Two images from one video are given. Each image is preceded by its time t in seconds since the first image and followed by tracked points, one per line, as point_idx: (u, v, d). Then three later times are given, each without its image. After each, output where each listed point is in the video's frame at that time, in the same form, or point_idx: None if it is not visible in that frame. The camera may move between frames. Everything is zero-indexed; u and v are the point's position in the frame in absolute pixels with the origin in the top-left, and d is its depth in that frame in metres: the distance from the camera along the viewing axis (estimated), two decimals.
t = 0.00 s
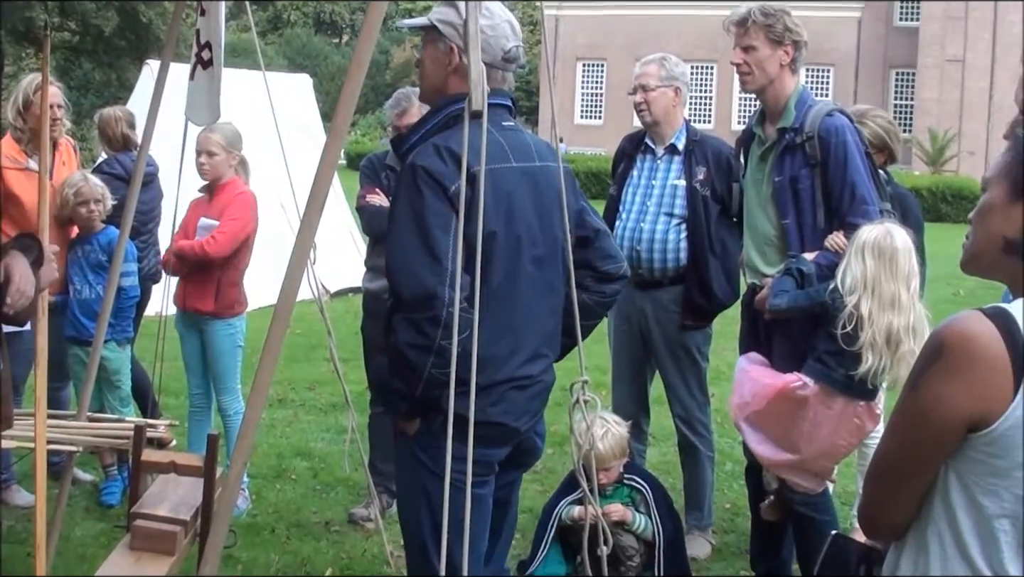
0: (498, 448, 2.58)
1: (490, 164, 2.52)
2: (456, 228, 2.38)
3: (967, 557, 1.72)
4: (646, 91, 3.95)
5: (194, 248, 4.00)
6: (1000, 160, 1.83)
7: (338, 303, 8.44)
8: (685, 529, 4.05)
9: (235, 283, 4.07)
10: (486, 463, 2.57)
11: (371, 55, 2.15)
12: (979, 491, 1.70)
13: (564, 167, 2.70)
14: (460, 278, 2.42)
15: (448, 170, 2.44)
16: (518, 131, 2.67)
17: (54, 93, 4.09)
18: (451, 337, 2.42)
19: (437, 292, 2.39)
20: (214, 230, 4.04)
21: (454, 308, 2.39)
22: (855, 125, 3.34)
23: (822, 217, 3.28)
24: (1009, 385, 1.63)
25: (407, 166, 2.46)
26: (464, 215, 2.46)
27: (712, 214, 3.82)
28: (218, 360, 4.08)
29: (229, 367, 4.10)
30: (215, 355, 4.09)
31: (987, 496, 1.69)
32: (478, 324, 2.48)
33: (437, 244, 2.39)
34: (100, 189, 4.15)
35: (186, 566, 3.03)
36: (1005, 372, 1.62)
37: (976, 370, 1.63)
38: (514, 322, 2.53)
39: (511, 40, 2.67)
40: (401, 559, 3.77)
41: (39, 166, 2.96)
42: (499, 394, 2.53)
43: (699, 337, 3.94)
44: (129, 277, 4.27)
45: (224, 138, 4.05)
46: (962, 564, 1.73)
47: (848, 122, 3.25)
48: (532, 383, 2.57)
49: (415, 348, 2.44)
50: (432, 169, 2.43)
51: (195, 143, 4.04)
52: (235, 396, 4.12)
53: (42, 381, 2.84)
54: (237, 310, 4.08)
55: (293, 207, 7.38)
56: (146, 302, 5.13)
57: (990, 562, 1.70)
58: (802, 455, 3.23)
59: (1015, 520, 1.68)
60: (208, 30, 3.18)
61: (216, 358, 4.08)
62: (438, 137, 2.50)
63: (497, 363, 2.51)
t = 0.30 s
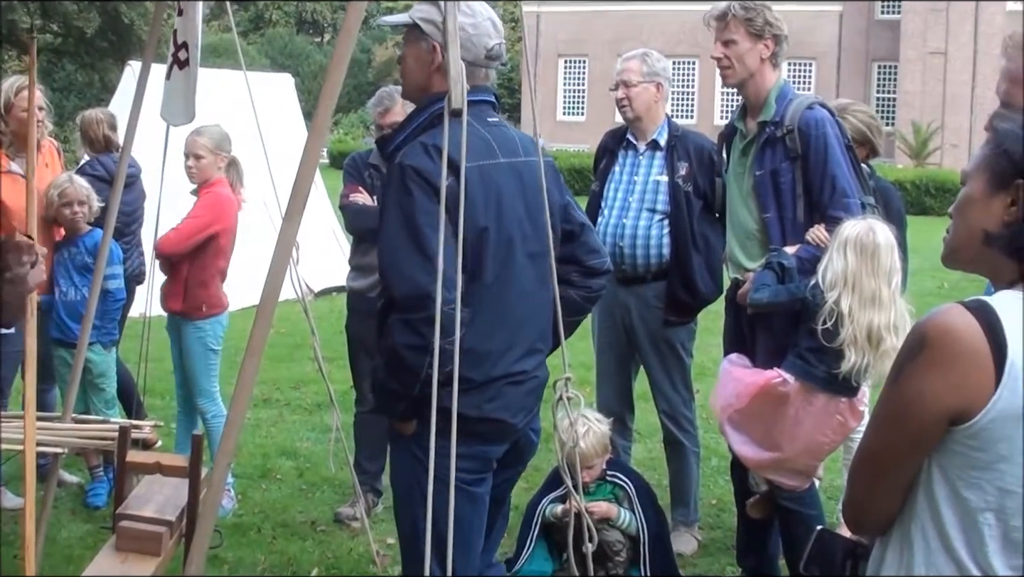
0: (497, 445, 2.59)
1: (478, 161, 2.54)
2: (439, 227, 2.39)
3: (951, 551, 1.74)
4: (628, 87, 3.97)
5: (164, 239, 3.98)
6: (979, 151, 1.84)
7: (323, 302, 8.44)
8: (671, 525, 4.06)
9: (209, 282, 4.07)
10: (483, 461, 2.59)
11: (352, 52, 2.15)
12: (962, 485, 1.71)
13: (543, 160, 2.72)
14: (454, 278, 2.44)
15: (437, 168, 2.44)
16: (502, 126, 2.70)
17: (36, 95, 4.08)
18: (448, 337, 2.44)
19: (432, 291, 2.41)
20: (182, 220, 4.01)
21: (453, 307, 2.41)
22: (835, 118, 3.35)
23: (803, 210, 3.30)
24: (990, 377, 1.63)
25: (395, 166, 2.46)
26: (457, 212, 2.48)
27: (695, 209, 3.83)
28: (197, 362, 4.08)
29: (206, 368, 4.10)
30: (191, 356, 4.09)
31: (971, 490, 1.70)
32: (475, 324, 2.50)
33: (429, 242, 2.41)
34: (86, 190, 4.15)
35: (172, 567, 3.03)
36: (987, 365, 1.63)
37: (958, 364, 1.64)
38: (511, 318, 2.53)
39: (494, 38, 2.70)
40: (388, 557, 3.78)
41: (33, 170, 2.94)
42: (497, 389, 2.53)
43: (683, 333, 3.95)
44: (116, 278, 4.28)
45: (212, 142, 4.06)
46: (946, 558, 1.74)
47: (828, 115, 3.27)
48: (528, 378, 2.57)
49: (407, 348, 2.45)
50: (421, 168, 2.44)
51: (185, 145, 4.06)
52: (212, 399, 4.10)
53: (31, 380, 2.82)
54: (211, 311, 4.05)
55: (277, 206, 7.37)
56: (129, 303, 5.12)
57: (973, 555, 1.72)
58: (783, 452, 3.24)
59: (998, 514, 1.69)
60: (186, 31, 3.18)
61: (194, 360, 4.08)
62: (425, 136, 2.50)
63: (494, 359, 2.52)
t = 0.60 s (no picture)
0: (497, 455, 2.61)
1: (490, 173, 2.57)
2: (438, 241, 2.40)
3: (948, 562, 1.74)
4: (620, 99, 3.98)
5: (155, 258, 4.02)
6: (973, 161, 1.84)
7: (319, 318, 8.43)
8: (670, 538, 4.07)
9: (202, 298, 4.06)
10: (486, 472, 2.62)
11: (344, 66, 2.17)
12: (960, 497, 1.72)
13: (536, 175, 2.69)
14: (468, 286, 2.49)
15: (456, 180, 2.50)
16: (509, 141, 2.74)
17: (29, 111, 4.07)
18: (462, 344, 2.48)
19: (447, 300, 2.42)
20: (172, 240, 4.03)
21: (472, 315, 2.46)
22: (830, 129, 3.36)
23: (796, 221, 3.30)
24: (988, 388, 1.64)
25: (411, 177, 2.49)
26: (472, 223, 2.53)
27: (689, 221, 3.83)
28: (192, 379, 4.09)
29: (203, 385, 4.10)
30: (186, 374, 4.09)
31: (969, 502, 1.71)
32: (485, 332, 2.56)
33: (444, 252, 2.43)
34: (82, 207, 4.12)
35: None
36: (984, 375, 1.63)
37: (957, 375, 1.64)
38: (516, 328, 2.60)
39: (508, 60, 2.69)
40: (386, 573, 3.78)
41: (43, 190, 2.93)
42: (500, 400, 2.57)
43: (679, 345, 3.96)
44: (113, 296, 4.25)
45: (211, 157, 4.05)
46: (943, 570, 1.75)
47: (822, 127, 3.27)
48: (529, 389, 2.62)
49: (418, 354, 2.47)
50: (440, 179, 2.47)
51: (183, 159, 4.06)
52: (208, 416, 4.11)
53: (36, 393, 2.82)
54: (203, 327, 4.06)
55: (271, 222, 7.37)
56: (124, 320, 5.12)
57: (971, 566, 1.73)
58: (779, 465, 3.26)
59: (997, 526, 1.70)
60: (176, 47, 3.20)
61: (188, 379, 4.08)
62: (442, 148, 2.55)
63: (499, 369, 2.57)
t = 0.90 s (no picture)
0: (505, 460, 2.62)
1: (505, 182, 2.58)
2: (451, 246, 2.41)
3: (960, 569, 1.75)
4: (626, 108, 4.00)
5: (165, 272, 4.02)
6: (979, 167, 1.84)
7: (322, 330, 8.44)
8: (675, 546, 4.06)
9: (209, 310, 4.07)
10: (492, 476, 2.61)
11: (345, 78, 2.18)
12: (972, 503, 1.72)
13: (537, 186, 2.65)
14: (477, 292, 2.48)
15: (471, 188, 2.52)
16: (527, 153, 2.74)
17: (33, 124, 4.12)
18: (471, 348, 2.48)
19: (456, 303, 2.44)
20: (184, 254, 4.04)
21: (475, 319, 2.46)
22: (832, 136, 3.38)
23: (801, 229, 3.31)
24: (999, 394, 1.64)
25: (426, 182, 2.51)
26: (485, 231, 2.53)
27: (692, 231, 3.83)
28: (202, 391, 4.10)
29: (212, 396, 4.12)
30: (198, 387, 4.10)
31: (981, 508, 1.72)
32: (493, 340, 2.56)
33: (458, 259, 2.46)
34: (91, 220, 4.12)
35: None
36: (996, 381, 1.63)
37: (967, 380, 1.64)
38: (523, 335, 2.60)
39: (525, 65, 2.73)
40: None
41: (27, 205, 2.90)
42: (508, 405, 2.57)
43: (682, 354, 3.97)
44: (119, 309, 4.27)
45: (213, 168, 4.06)
46: None
47: (826, 134, 3.29)
48: (538, 396, 2.62)
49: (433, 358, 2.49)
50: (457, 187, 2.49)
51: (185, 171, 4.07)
52: (218, 427, 4.12)
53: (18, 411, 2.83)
54: (214, 339, 4.08)
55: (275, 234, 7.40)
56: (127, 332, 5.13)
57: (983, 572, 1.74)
58: (778, 494, 3.28)
59: (1009, 531, 1.71)
60: (178, 60, 3.23)
61: (198, 390, 4.10)
62: (470, 158, 2.57)
63: (506, 375, 2.57)
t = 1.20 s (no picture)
0: (516, 458, 2.62)
1: (520, 183, 2.57)
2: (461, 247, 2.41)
3: None
4: (635, 108, 3.98)
5: (183, 278, 3.98)
6: (993, 176, 1.84)
7: (326, 329, 8.44)
8: (678, 549, 4.06)
9: (224, 310, 4.06)
10: (502, 473, 2.61)
11: (350, 80, 2.18)
12: (993, 511, 1.74)
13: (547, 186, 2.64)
14: (495, 292, 2.49)
15: (488, 188, 2.52)
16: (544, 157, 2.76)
17: (42, 121, 4.11)
18: (486, 347, 2.50)
19: (476, 303, 2.45)
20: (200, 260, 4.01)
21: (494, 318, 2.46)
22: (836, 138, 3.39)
23: (808, 228, 3.31)
24: (1019, 404, 1.66)
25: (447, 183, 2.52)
26: (503, 231, 2.53)
27: (698, 233, 3.83)
28: (211, 389, 4.10)
29: (222, 395, 4.13)
30: (208, 384, 4.10)
31: (1002, 516, 1.74)
32: (508, 338, 2.56)
33: (476, 259, 2.47)
34: (99, 218, 4.12)
35: None
36: (1016, 391, 1.66)
37: (987, 389, 1.66)
38: (540, 334, 2.61)
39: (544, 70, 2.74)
40: None
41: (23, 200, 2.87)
42: (517, 404, 2.57)
43: (687, 356, 3.96)
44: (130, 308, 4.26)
45: (218, 164, 4.05)
46: None
47: (830, 135, 3.30)
48: (548, 395, 2.63)
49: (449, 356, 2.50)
50: (476, 189, 2.51)
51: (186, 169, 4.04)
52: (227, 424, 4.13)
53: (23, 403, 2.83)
54: (228, 338, 4.08)
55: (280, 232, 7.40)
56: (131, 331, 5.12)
57: None
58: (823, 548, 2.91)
59: None
60: (183, 59, 3.22)
61: (209, 387, 4.10)
62: (480, 157, 2.58)
63: (520, 373, 2.57)
